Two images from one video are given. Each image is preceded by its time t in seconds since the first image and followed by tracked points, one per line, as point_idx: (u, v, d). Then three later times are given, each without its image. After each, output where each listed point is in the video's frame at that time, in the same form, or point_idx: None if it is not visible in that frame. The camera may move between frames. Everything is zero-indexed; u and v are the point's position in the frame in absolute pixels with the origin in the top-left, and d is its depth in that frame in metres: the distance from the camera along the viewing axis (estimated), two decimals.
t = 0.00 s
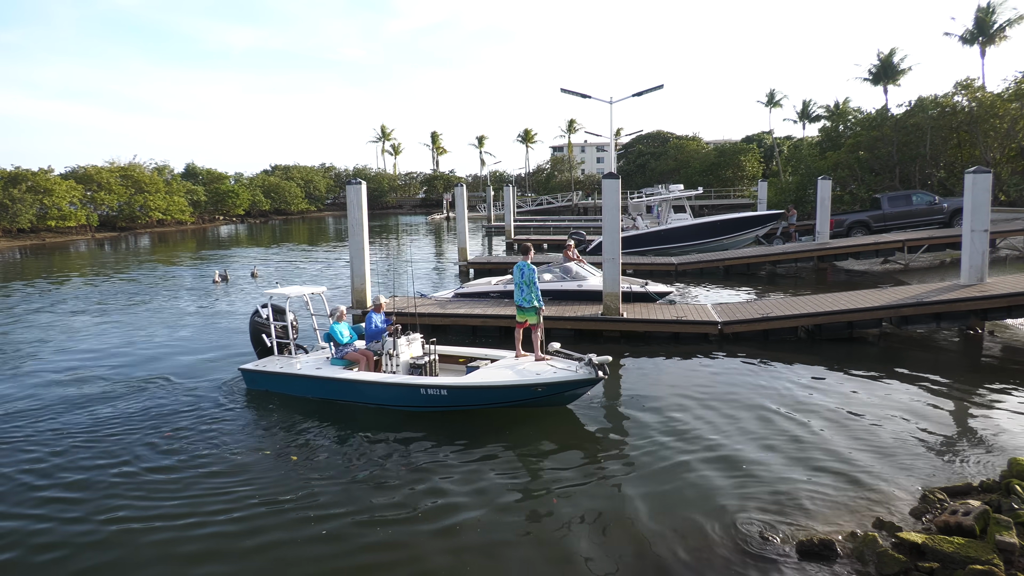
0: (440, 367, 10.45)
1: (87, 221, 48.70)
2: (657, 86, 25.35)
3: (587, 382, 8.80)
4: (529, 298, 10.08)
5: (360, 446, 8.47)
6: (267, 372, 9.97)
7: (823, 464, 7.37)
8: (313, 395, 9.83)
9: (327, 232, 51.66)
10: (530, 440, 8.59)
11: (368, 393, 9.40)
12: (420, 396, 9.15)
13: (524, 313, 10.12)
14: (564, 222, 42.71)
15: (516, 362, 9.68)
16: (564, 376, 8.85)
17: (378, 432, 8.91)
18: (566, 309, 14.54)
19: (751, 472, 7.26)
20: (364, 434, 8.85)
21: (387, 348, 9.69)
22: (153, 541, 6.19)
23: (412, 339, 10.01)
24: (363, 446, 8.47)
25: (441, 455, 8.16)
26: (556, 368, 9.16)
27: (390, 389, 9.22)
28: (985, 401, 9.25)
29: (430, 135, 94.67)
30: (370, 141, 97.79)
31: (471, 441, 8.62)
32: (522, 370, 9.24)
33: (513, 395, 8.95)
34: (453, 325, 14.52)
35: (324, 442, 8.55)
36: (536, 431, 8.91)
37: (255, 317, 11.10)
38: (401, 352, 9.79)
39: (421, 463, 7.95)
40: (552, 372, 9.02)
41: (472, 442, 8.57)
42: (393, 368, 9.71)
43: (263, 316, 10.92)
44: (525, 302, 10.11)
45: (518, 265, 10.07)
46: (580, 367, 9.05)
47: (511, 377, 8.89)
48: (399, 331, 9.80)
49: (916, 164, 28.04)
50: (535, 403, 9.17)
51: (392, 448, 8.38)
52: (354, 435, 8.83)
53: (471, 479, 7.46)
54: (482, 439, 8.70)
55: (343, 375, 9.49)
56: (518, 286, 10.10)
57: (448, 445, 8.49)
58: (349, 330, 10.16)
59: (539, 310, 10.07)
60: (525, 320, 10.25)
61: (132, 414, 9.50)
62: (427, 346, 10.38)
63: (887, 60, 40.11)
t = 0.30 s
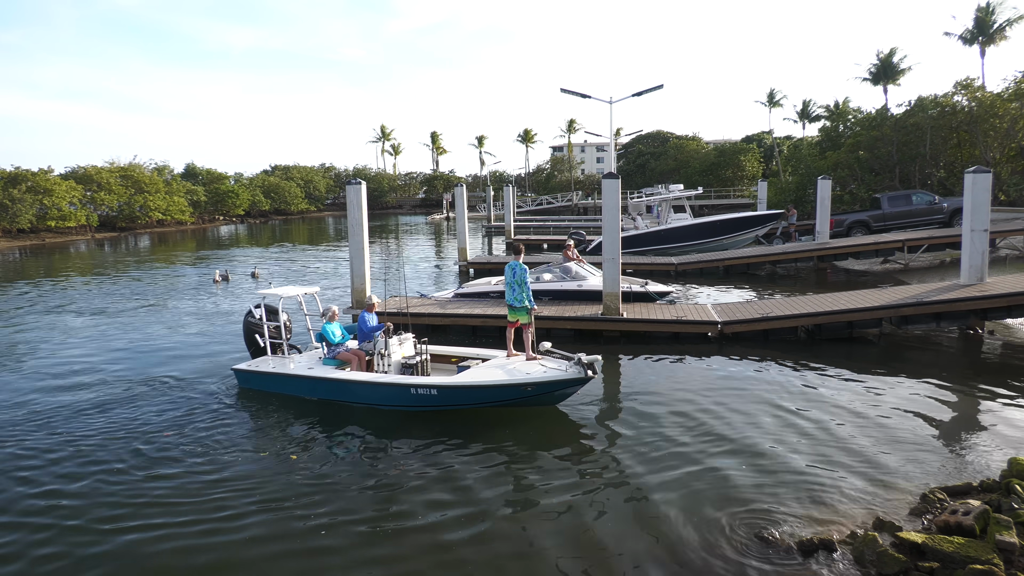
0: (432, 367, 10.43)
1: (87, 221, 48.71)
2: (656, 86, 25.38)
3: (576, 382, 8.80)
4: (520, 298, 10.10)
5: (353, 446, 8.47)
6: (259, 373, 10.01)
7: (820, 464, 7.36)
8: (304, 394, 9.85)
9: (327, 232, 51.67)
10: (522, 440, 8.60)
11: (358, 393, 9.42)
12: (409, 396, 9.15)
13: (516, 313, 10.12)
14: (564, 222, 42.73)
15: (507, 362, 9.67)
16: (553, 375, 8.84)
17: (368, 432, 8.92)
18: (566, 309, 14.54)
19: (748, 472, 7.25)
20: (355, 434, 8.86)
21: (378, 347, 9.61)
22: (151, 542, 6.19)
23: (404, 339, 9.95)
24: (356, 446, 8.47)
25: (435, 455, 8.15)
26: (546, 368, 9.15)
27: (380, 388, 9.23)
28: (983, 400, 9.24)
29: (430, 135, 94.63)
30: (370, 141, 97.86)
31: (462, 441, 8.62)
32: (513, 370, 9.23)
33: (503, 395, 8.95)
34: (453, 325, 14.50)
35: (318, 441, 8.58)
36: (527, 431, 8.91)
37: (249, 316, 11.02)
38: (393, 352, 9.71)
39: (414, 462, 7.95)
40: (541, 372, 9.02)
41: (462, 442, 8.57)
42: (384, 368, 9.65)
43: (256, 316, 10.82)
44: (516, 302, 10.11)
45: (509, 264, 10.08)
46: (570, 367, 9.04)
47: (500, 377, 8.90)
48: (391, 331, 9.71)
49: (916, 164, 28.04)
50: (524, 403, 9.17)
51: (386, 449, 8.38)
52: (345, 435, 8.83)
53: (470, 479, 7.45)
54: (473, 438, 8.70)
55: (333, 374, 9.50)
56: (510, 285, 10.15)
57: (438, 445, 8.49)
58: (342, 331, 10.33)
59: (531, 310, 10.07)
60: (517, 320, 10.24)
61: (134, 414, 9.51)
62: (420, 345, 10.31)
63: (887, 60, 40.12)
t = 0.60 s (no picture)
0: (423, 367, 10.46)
1: (87, 221, 48.71)
2: (657, 86, 25.48)
3: (565, 381, 8.81)
4: (511, 298, 10.08)
5: (347, 445, 8.50)
6: (252, 372, 10.05)
7: (820, 464, 7.35)
8: (296, 393, 9.89)
9: (327, 232, 51.66)
10: (514, 439, 8.62)
11: (349, 392, 9.45)
12: (399, 395, 9.18)
13: (507, 313, 10.12)
14: (564, 222, 42.73)
15: (498, 361, 9.69)
16: (542, 374, 8.85)
17: (359, 431, 8.95)
18: (566, 309, 14.53)
19: (748, 472, 7.25)
20: (345, 433, 8.89)
21: (370, 347, 9.71)
22: (151, 540, 6.20)
23: (395, 339, 10.03)
24: (348, 444, 8.51)
25: (429, 455, 8.18)
26: (536, 368, 9.17)
27: (370, 387, 9.25)
28: (984, 401, 9.23)
29: (430, 135, 94.66)
30: (370, 141, 97.91)
31: (452, 440, 8.66)
32: (503, 369, 9.25)
33: (493, 395, 8.98)
34: (453, 325, 14.50)
35: (314, 441, 8.59)
36: (516, 430, 8.93)
37: (243, 317, 11.23)
38: (384, 351, 9.84)
39: (407, 462, 7.98)
40: (530, 372, 9.03)
41: (453, 441, 8.60)
42: (376, 368, 9.75)
43: (249, 315, 11.02)
44: (508, 302, 10.10)
45: (501, 264, 10.10)
46: (559, 367, 9.06)
47: (490, 376, 8.92)
48: (382, 331, 9.82)
49: (916, 164, 28.03)
50: (513, 403, 9.19)
51: (378, 448, 8.40)
52: (336, 433, 8.87)
53: (468, 480, 7.44)
54: (463, 437, 8.73)
55: (324, 374, 9.54)
56: (501, 285, 10.11)
57: (428, 444, 8.53)
58: (334, 330, 10.21)
59: (522, 310, 10.11)
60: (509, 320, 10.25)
61: (134, 414, 9.50)
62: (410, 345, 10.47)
63: (887, 60, 40.13)
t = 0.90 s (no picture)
0: (416, 366, 10.49)
1: (87, 221, 48.73)
2: (657, 86, 25.45)
3: (555, 381, 8.85)
4: (503, 298, 10.11)
5: (342, 444, 8.53)
6: (244, 371, 10.10)
7: (820, 465, 7.35)
8: (288, 392, 9.96)
9: (327, 232, 51.67)
10: (504, 439, 8.67)
11: (340, 391, 9.51)
12: (390, 394, 9.25)
13: (499, 313, 10.17)
14: (564, 222, 42.73)
15: (489, 361, 9.73)
16: (531, 374, 8.88)
17: (349, 430, 9.02)
18: (567, 309, 14.53)
19: (746, 472, 7.26)
20: (336, 431, 8.96)
21: (361, 347, 9.75)
22: (152, 541, 6.20)
23: (387, 339, 10.08)
24: (340, 443, 8.56)
25: (422, 455, 8.21)
26: (526, 367, 9.20)
27: (360, 387, 9.31)
28: (983, 401, 9.23)
29: (430, 135, 94.67)
30: (370, 141, 98.02)
31: (441, 439, 8.72)
32: (493, 368, 9.29)
33: (481, 394, 9.03)
34: (453, 325, 14.50)
35: (311, 441, 8.60)
36: (506, 429, 8.98)
37: (236, 315, 11.15)
38: (376, 351, 9.86)
39: (401, 461, 8.02)
40: (520, 371, 9.07)
41: (443, 441, 8.66)
42: (367, 367, 9.78)
43: (242, 314, 10.93)
44: (499, 302, 10.13)
45: (492, 264, 10.16)
46: (549, 367, 9.10)
47: (479, 376, 8.96)
48: (375, 330, 9.86)
49: (916, 164, 28.04)
50: (503, 402, 9.23)
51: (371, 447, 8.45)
52: (328, 432, 8.93)
53: (468, 481, 7.46)
54: (453, 436, 8.79)
55: (315, 373, 9.60)
56: (492, 285, 10.17)
57: (417, 443, 8.59)
58: (326, 329, 10.27)
59: (513, 310, 10.13)
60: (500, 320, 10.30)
61: (135, 414, 9.51)
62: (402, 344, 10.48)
63: (887, 60, 40.13)
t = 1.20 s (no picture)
0: (408, 366, 10.54)
1: (87, 221, 48.74)
2: (657, 86, 24.51)
3: (544, 380, 8.88)
4: (492, 298, 10.13)
5: (337, 443, 8.56)
6: (235, 370, 10.13)
7: (821, 464, 7.35)
8: (280, 392, 9.98)
9: (327, 232, 51.66)
10: (494, 438, 8.69)
11: (331, 390, 9.54)
12: (380, 394, 9.28)
13: (489, 313, 10.18)
14: (564, 222, 42.76)
15: (479, 360, 9.76)
16: (520, 374, 8.92)
17: (338, 428, 9.06)
18: (567, 309, 14.54)
19: (746, 471, 7.26)
20: (326, 430, 9.00)
21: (352, 347, 9.76)
22: (152, 541, 6.20)
23: (378, 338, 10.10)
24: (331, 441, 8.60)
25: (413, 454, 8.24)
26: (515, 367, 9.24)
27: (351, 386, 9.34)
28: (983, 401, 9.23)
29: (430, 135, 94.70)
30: (370, 141, 98.10)
31: (430, 438, 8.76)
32: (483, 368, 9.33)
33: (471, 394, 9.06)
34: (453, 325, 14.50)
35: (307, 441, 8.62)
36: (495, 429, 9.02)
37: (228, 314, 11.17)
38: (367, 351, 9.87)
39: (393, 460, 8.04)
40: (509, 371, 9.10)
41: (432, 440, 8.69)
42: (358, 367, 9.81)
43: (235, 314, 10.97)
44: (489, 302, 10.16)
45: (483, 264, 10.11)
46: (538, 367, 9.13)
47: (468, 375, 8.99)
48: (366, 330, 9.89)
49: (916, 164, 28.04)
50: (492, 401, 9.26)
51: (363, 446, 8.48)
52: (318, 430, 8.97)
53: (466, 480, 7.45)
54: (443, 435, 8.82)
55: (305, 373, 9.64)
56: (483, 284, 10.14)
57: (405, 442, 8.62)
58: (317, 329, 10.41)
59: (504, 309, 10.15)
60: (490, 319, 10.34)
61: (136, 414, 9.52)
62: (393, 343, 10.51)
63: (887, 60, 40.13)
